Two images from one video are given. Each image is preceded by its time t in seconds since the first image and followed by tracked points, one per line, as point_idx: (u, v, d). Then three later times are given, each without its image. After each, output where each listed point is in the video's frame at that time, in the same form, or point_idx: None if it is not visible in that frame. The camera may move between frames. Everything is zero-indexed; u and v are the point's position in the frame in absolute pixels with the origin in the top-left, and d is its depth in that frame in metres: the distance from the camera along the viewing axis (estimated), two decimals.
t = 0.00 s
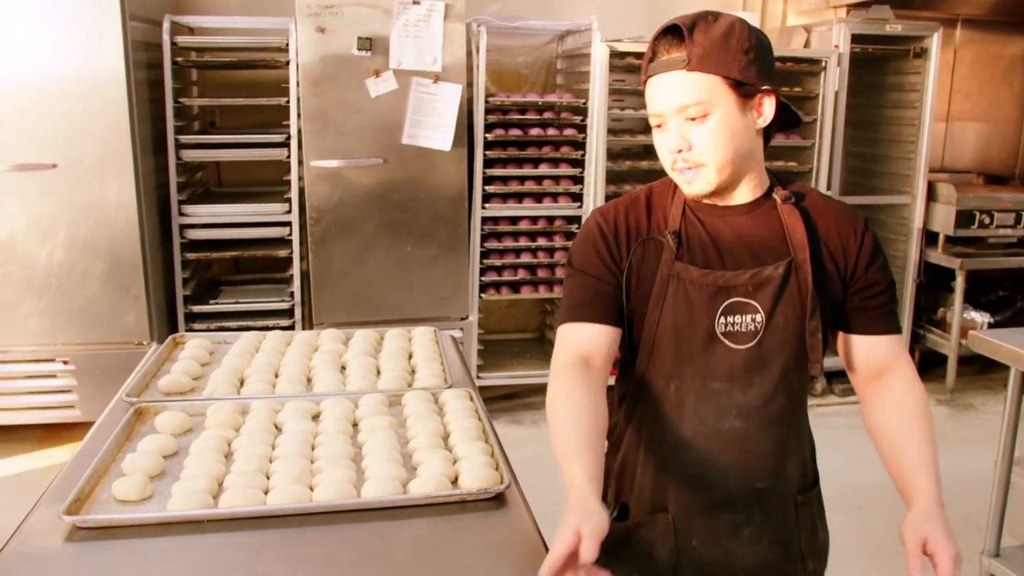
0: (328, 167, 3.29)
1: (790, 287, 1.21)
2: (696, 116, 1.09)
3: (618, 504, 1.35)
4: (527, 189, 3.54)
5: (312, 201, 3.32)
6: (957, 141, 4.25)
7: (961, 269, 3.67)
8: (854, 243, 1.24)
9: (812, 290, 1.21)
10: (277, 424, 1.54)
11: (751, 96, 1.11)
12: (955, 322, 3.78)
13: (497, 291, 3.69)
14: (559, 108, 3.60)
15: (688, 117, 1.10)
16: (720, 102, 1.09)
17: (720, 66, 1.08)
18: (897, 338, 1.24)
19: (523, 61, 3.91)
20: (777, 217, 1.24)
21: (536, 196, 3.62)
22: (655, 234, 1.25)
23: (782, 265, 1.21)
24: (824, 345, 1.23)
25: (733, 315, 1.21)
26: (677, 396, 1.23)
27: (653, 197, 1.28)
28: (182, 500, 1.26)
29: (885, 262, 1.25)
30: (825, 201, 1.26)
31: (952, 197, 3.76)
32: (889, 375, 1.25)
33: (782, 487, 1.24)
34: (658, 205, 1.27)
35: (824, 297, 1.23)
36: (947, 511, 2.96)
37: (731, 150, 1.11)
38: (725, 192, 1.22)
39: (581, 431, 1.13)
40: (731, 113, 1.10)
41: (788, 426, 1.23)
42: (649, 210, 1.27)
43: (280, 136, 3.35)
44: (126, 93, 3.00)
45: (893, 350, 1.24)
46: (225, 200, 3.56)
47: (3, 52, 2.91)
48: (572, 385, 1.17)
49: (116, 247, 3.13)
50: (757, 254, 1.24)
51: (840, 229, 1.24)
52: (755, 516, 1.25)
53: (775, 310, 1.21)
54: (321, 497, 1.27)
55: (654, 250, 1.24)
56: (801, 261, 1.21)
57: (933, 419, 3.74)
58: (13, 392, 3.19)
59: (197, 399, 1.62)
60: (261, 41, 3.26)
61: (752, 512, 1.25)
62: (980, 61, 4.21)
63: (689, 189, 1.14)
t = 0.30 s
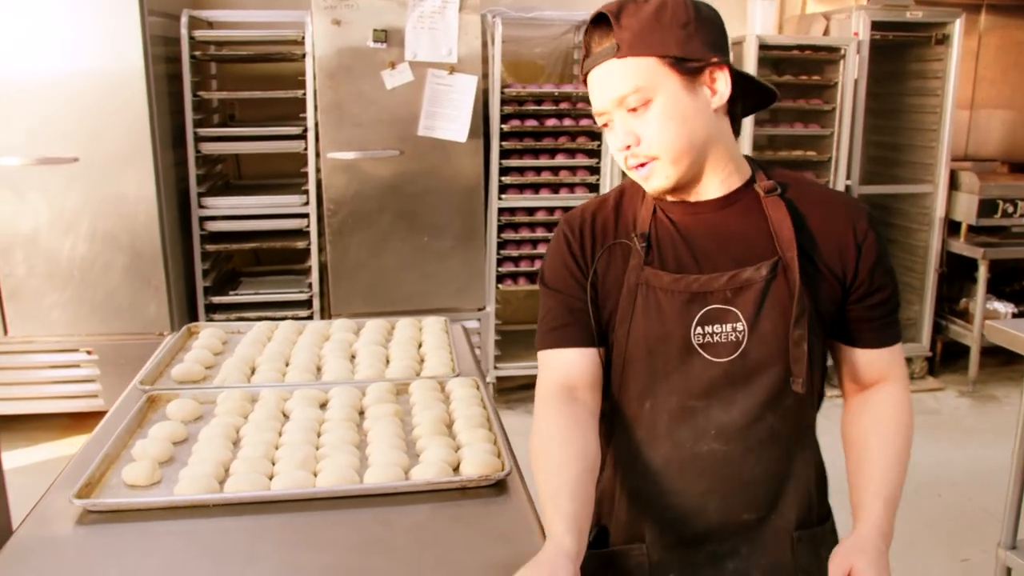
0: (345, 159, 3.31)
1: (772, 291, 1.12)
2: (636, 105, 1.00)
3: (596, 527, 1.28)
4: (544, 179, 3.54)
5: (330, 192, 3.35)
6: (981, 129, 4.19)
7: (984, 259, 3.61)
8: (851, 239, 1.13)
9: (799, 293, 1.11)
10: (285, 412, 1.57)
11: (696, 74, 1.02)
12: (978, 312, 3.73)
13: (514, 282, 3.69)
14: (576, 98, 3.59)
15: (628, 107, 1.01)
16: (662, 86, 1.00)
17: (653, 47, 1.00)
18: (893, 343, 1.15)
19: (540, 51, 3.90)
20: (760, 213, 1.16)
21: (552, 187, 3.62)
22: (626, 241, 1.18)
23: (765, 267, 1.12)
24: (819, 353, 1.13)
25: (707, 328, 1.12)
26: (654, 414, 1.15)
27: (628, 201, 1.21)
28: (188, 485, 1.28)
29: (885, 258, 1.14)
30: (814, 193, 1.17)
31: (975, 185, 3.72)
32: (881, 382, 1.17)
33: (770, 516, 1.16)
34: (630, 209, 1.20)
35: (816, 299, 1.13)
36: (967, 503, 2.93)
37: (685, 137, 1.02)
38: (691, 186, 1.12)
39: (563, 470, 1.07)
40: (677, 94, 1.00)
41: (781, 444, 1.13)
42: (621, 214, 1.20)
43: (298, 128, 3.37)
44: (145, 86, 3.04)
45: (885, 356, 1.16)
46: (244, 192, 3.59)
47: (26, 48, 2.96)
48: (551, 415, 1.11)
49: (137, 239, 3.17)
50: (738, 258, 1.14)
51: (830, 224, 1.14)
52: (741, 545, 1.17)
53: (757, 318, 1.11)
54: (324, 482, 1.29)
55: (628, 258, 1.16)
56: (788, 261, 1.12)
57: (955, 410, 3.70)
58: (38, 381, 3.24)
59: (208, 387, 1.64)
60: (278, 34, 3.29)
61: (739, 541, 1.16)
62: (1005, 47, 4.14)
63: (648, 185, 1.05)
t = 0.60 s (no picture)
0: (365, 152, 3.34)
1: (745, 325, 1.03)
2: (621, 112, 1.00)
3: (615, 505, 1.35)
4: (563, 171, 3.54)
5: (350, 185, 3.37)
6: (1009, 119, 4.13)
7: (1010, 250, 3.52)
8: (860, 275, 0.93)
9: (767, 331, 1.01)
10: (297, 401, 1.59)
11: (677, 84, 0.95)
12: (1004, 304, 3.68)
13: (534, 274, 3.66)
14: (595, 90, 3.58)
15: (618, 112, 1.01)
16: (642, 95, 0.97)
17: (637, 50, 0.97)
18: (902, 418, 0.92)
19: (560, 43, 3.89)
20: (765, 231, 1.03)
21: (571, 179, 3.62)
22: (650, 235, 1.18)
23: (740, 299, 1.03)
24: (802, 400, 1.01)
25: (682, 349, 1.09)
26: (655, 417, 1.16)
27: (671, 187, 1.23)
28: (199, 471, 1.31)
29: (911, 309, 0.90)
30: (830, 215, 0.97)
31: (1001, 176, 3.67)
32: (903, 453, 0.93)
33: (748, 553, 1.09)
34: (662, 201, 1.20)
35: (800, 343, 1.00)
36: (989, 497, 2.90)
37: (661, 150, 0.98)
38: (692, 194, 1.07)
39: (542, 413, 1.26)
40: (658, 104, 0.97)
41: (754, 486, 1.06)
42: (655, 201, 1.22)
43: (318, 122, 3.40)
44: (166, 81, 3.07)
45: (896, 429, 0.93)
46: (266, 185, 3.63)
47: (52, 44, 3.02)
48: (557, 373, 1.30)
49: (160, 232, 3.22)
50: (728, 279, 1.07)
51: (831, 259, 0.96)
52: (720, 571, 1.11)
53: (726, 351, 1.04)
54: (332, 469, 1.31)
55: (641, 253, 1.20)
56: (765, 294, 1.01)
57: (979, 403, 3.66)
58: (65, 371, 3.30)
59: (223, 376, 1.67)
60: (298, 28, 3.31)
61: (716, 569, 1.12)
62: None
63: (642, 191, 1.04)
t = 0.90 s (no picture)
0: (382, 149, 3.35)
1: (734, 331, 1.03)
2: (618, 118, 1.02)
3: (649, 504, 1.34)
4: (580, 168, 3.54)
5: (368, 182, 3.39)
6: None
7: None
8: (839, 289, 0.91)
9: (755, 338, 1.01)
10: (308, 396, 1.61)
11: (662, 90, 0.96)
12: None
13: (551, 271, 3.66)
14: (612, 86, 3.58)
15: (616, 118, 1.03)
16: (632, 102, 0.99)
17: (628, 57, 0.99)
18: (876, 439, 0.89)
19: (578, 40, 3.89)
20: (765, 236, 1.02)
21: (588, 175, 3.61)
22: (673, 232, 1.19)
23: (730, 304, 1.04)
24: (788, 413, 1.01)
25: (686, 347, 1.12)
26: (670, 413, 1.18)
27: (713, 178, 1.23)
28: (210, 465, 1.32)
29: (887, 328, 0.87)
30: (819, 222, 0.95)
31: None
32: (877, 473, 0.90)
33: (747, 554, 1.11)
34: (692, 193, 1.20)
35: (785, 353, 0.99)
36: (1010, 496, 2.86)
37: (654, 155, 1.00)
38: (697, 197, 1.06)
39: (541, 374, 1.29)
40: (647, 111, 0.98)
41: (746, 488, 1.08)
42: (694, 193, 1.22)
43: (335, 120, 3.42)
44: (186, 80, 3.11)
45: (871, 450, 0.91)
46: (284, 183, 3.66)
47: (74, 44, 3.06)
48: (562, 344, 1.32)
49: (180, 230, 3.25)
50: (728, 280, 1.07)
51: (818, 269, 0.94)
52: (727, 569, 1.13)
53: (718, 353, 1.06)
54: (340, 463, 1.32)
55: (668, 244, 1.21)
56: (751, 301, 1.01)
57: (1002, 402, 3.61)
58: (87, 367, 3.35)
59: (236, 370, 1.69)
60: (317, 26, 3.33)
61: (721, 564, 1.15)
62: None
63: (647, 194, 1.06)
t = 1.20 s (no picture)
0: (398, 155, 3.37)
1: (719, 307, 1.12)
2: (631, 117, 1.11)
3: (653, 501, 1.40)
4: (594, 172, 3.54)
5: (383, 188, 3.41)
6: None
7: None
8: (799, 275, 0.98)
9: (734, 313, 1.09)
10: (318, 400, 1.62)
11: (666, 88, 1.04)
12: None
13: (566, 275, 3.68)
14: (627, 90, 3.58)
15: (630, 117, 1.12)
16: (641, 99, 1.08)
17: (637, 60, 1.07)
18: (825, 419, 0.96)
19: (593, 44, 3.89)
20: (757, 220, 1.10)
21: (603, 179, 3.61)
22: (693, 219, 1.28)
23: (717, 279, 1.13)
24: (760, 387, 1.09)
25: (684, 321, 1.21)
26: (669, 378, 1.28)
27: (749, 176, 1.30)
28: (220, 468, 1.34)
29: (835, 314, 0.94)
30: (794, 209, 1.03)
31: None
32: (821, 456, 0.98)
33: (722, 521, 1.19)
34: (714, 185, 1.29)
35: (756, 333, 1.07)
36: None
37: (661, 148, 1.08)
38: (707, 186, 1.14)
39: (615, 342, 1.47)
40: (654, 108, 1.07)
41: (724, 455, 1.17)
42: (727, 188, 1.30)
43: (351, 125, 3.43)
44: (203, 86, 3.14)
45: (823, 437, 0.98)
46: (301, 188, 3.68)
47: (94, 52, 3.10)
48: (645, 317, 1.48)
49: (198, 235, 3.28)
50: (723, 260, 1.16)
51: (784, 256, 1.01)
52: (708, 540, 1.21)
53: (705, 326, 1.15)
54: (347, 466, 1.34)
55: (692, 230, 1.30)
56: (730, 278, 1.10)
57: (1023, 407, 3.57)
58: (106, 371, 3.39)
59: (248, 375, 1.70)
60: (333, 32, 3.34)
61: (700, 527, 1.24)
62: None
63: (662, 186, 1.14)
